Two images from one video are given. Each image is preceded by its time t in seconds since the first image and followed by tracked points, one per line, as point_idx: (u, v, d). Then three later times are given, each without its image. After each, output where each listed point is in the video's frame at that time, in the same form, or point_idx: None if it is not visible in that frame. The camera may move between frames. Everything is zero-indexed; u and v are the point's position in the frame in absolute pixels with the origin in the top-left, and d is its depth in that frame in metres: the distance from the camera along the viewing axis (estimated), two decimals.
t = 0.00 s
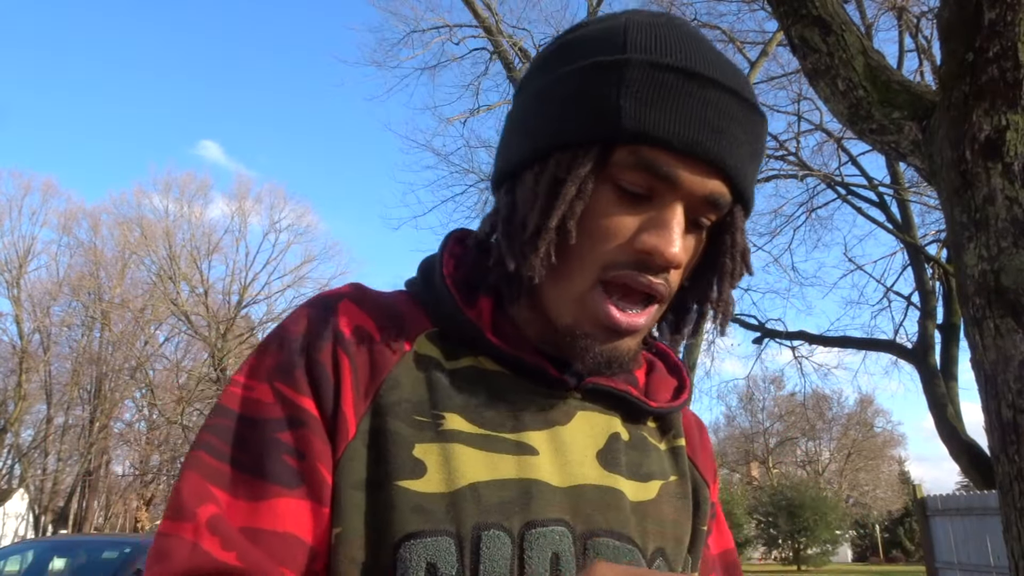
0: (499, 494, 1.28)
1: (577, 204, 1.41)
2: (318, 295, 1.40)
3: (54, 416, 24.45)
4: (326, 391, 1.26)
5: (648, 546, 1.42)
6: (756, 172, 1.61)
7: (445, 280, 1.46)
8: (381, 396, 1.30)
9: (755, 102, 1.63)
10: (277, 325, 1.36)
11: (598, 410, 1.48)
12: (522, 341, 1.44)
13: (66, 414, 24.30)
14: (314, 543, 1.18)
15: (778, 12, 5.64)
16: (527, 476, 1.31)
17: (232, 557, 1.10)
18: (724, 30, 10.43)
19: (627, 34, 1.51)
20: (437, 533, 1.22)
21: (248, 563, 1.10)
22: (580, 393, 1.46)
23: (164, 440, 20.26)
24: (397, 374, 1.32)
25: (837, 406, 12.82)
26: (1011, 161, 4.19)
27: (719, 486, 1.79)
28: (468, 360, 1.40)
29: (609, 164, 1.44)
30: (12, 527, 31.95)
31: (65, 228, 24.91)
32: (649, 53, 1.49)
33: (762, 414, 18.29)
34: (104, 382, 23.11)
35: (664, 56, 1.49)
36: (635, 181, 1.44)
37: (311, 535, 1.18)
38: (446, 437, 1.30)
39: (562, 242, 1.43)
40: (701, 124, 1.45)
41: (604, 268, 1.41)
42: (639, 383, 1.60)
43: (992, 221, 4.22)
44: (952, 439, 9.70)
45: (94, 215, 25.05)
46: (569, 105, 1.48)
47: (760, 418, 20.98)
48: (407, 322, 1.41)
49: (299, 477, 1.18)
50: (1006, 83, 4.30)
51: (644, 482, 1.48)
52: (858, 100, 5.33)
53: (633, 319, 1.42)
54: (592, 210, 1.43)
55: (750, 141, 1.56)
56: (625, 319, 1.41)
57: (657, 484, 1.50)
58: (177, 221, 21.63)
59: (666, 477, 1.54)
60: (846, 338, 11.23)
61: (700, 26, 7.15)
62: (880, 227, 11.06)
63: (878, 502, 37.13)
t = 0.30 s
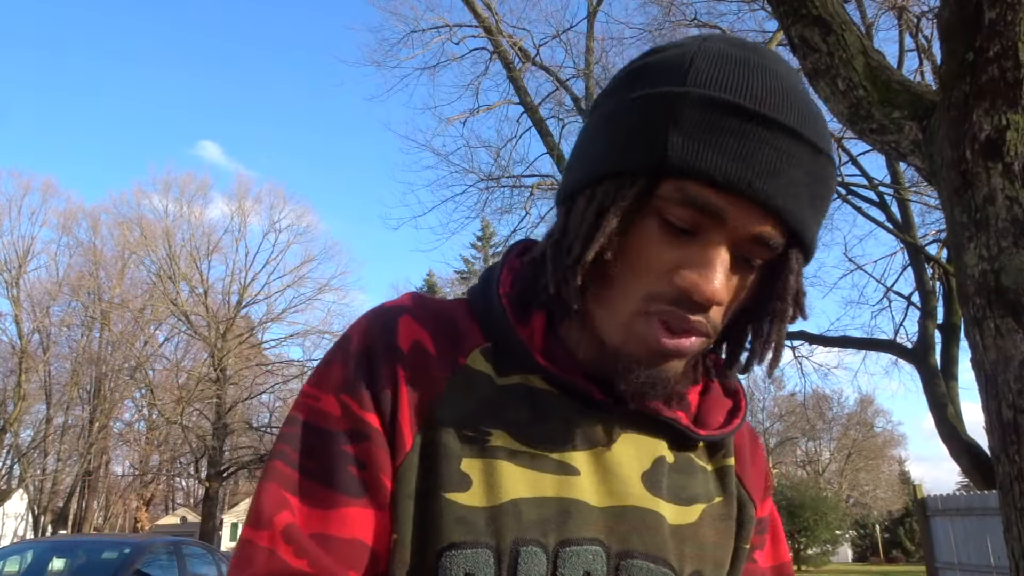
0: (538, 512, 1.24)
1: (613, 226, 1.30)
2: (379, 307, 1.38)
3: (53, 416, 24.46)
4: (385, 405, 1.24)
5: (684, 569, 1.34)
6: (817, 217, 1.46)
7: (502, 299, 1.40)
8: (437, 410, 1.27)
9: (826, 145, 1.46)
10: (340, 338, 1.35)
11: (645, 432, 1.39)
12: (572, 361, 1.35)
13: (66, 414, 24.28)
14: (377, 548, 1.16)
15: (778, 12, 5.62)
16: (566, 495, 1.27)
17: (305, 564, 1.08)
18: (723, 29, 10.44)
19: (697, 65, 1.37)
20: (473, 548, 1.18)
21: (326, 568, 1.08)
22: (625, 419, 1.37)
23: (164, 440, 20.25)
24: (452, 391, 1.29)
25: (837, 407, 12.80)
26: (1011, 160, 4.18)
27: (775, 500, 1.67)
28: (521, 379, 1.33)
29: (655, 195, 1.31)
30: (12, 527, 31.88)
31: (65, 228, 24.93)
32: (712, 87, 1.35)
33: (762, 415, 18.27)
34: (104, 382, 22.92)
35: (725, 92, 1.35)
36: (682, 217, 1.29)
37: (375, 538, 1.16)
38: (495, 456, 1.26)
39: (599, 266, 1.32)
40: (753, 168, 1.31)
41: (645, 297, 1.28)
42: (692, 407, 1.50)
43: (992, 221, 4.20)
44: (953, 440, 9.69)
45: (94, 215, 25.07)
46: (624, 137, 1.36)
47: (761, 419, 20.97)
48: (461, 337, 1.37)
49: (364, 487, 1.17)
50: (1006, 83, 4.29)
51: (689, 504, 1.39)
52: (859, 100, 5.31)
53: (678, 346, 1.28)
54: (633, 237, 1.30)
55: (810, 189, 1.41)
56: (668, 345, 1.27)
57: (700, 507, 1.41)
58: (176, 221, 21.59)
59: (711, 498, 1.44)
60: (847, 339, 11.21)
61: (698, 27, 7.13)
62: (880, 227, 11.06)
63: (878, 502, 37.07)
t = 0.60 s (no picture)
0: (508, 505, 1.22)
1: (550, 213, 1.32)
2: (367, 320, 1.38)
3: (54, 416, 24.46)
4: (366, 409, 1.24)
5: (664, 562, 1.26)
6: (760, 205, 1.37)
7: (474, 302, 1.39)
8: (416, 409, 1.26)
9: (773, 129, 1.40)
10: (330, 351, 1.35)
11: (623, 428, 1.32)
12: (544, 360, 1.32)
13: (66, 414, 24.29)
14: (367, 542, 1.16)
15: (778, 12, 5.61)
16: (538, 489, 1.24)
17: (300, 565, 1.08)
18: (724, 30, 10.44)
19: (628, 57, 1.38)
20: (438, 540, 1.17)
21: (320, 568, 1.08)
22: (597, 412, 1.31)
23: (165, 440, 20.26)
24: (430, 394, 1.28)
25: (837, 407, 12.80)
26: (1011, 160, 4.18)
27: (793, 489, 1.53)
28: (497, 379, 1.31)
29: (587, 185, 1.31)
30: (12, 527, 31.85)
31: (64, 228, 24.94)
32: (639, 74, 1.35)
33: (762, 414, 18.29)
34: (104, 382, 22.89)
35: (651, 78, 1.34)
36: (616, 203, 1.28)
37: (366, 533, 1.16)
38: (464, 451, 1.24)
39: (540, 259, 1.34)
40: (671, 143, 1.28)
41: (581, 281, 1.27)
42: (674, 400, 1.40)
43: (992, 221, 4.21)
44: (953, 440, 9.69)
45: (94, 215, 25.07)
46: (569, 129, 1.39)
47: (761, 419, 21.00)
48: (440, 340, 1.35)
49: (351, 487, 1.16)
50: (1006, 83, 4.28)
51: (669, 496, 1.31)
52: (858, 100, 5.31)
53: (618, 331, 1.25)
54: (572, 226, 1.31)
55: (742, 172, 1.34)
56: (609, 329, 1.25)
57: (685, 499, 1.32)
58: (176, 221, 21.62)
59: (697, 491, 1.34)
60: (847, 338, 11.20)
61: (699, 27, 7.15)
62: (880, 227, 11.06)
63: (878, 502, 37.12)
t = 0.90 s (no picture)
0: (434, 499, 1.16)
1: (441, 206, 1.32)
2: (306, 337, 1.33)
3: (54, 416, 24.47)
4: (302, 423, 1.20)
5: (594, 544, 1.18)
6: (632, 178, 1.30)
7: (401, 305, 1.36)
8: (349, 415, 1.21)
9: (652, 113, 1.35)
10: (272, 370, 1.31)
11: (549, 415, 1.25)
12: (465, 360, 1.27)
13: (66, 414, 24.29)
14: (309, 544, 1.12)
15: (778, 12, 5.61)
16: (461, 482, 1.17)
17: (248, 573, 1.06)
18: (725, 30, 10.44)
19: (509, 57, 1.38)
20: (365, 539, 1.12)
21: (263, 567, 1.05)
22: (516, 402, 1.25)
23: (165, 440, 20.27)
24: (359, 403, 1.23)
25: (837, 406, 12.80)
26: (1010, 161, 4.18)
27: (746, 475, 1.41)
28: (424, 383, 1.26)
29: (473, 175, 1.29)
30: (12, 527, 31.85)
31: (65, 228, 24.94)
32: (513, 69, 1.34)
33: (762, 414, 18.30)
34: (104, 381, 22.89)
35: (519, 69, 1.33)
36: (498, 189, 1.25)
37: (306, 536, 1.12)
38: (389, 452, 1.18)
39: (440, 251, 1.34)
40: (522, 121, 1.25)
41: (478, 269, 1.24)
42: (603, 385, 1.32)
43: (992, 221, 4.21)
44: (952, 440, 9.70)
45: (94, 215, 25.08)
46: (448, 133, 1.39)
47: (761, 419, 21.01)
48: (374, 348, 1.30)
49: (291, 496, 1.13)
50: (1006, 83, 4.28)
51: (598, 480, 1.23)
52: (858, 100, 5.31)
53: (513, 313, 1.22)
54: (459, 217, 1.30)
55: (603, 140, 1.27)
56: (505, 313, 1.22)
57: (616, 482, 1.23)
58: (176, 220, 21.62)
59: (630, 473, 1.25)
60: (847, 338, 11.19)
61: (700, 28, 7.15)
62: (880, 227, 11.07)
63: (877, 502, 37.14)
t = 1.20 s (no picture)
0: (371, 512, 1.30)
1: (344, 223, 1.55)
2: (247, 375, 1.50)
3: (54, 416, 24.48)
4: (245, 452, 1.38)
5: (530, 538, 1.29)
6: (522, 159, 1.50)
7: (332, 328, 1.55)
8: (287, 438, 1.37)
9: (530, 99, 1.56)
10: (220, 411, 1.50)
11: (479, 417, 1.40)
12: (394, 368, 1.47)
13: (66, 414, 24.22)
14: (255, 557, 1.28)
15: (778, 12, 5.61)
16: (396, 489, 1.31)
17: None
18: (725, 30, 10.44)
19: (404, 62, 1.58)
20: (309, 554, 1.27)
21: None
22: (446, 406, 1.40)
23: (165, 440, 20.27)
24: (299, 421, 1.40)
25: (837, 407, 12.79)
26: (1011, 161, 4.19)
27: (696, 457, 1.51)
28: (360, 400, 1.42)
29: (375, 181, 1.50)
30: (12, 528, 31.82)
31: (65, 228, 24.88)
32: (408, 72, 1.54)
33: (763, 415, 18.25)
34: (104, 381, 22.86)
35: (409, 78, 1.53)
36: (400, 194, 1.46)
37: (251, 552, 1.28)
38: (326, 469, 1.33)
39: (354, 263, 1.58)
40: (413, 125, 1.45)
41: (389, 271, 1.45)
42: (533, 377, 1.47)
43: (992, 221, 4.21)
44: (952, 439, 9.70)
45: (94, 215, 25.02)
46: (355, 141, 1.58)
47: (763, 419, 20.92)
48: (311, 376, 1.48)
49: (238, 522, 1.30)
50: (1006, 83, 4.29)
51: (532, 473, 1.35)
52: (859, 100, 5.30)
53: (424, 307, 1.40)
54: (373, 224, 1.51)
55: (490, 127, 1.47)
56: (418, 308, 1.40)
57: (549, 474, 1.35)
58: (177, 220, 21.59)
59: (567, 463, 1.38)
60: (846, 339, 11.21)
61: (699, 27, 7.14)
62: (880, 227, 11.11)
63: (878, 502, 37.02)
